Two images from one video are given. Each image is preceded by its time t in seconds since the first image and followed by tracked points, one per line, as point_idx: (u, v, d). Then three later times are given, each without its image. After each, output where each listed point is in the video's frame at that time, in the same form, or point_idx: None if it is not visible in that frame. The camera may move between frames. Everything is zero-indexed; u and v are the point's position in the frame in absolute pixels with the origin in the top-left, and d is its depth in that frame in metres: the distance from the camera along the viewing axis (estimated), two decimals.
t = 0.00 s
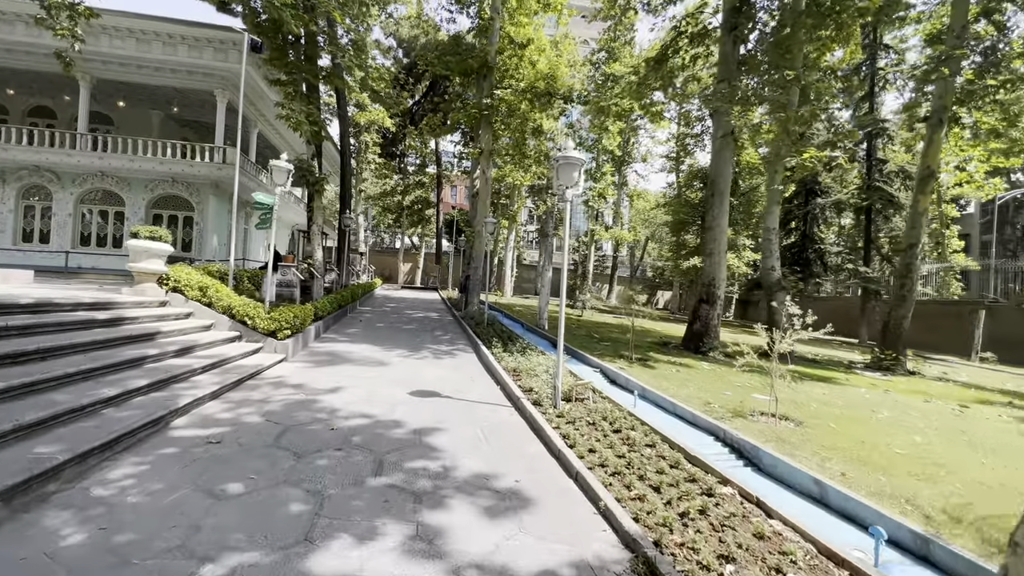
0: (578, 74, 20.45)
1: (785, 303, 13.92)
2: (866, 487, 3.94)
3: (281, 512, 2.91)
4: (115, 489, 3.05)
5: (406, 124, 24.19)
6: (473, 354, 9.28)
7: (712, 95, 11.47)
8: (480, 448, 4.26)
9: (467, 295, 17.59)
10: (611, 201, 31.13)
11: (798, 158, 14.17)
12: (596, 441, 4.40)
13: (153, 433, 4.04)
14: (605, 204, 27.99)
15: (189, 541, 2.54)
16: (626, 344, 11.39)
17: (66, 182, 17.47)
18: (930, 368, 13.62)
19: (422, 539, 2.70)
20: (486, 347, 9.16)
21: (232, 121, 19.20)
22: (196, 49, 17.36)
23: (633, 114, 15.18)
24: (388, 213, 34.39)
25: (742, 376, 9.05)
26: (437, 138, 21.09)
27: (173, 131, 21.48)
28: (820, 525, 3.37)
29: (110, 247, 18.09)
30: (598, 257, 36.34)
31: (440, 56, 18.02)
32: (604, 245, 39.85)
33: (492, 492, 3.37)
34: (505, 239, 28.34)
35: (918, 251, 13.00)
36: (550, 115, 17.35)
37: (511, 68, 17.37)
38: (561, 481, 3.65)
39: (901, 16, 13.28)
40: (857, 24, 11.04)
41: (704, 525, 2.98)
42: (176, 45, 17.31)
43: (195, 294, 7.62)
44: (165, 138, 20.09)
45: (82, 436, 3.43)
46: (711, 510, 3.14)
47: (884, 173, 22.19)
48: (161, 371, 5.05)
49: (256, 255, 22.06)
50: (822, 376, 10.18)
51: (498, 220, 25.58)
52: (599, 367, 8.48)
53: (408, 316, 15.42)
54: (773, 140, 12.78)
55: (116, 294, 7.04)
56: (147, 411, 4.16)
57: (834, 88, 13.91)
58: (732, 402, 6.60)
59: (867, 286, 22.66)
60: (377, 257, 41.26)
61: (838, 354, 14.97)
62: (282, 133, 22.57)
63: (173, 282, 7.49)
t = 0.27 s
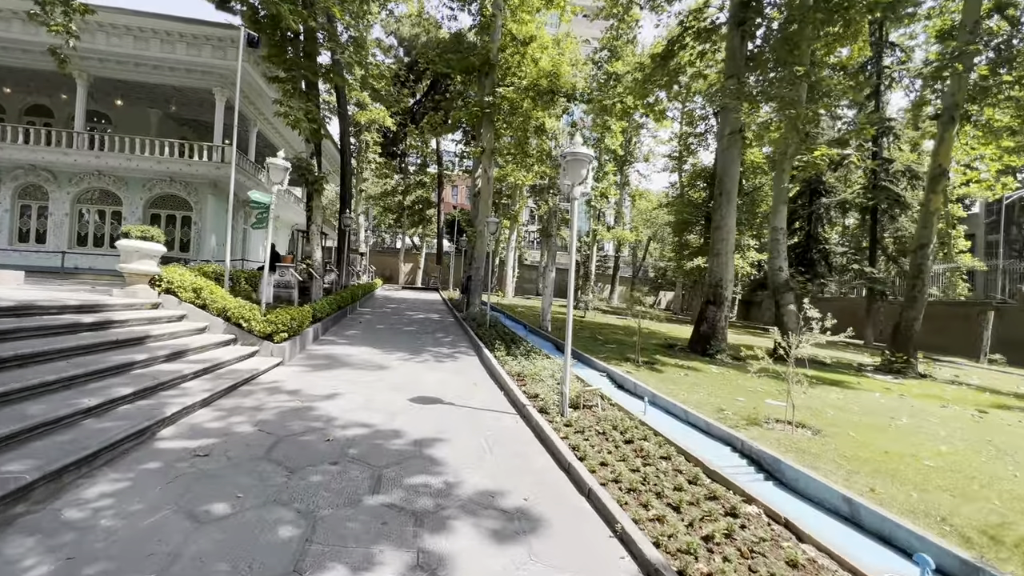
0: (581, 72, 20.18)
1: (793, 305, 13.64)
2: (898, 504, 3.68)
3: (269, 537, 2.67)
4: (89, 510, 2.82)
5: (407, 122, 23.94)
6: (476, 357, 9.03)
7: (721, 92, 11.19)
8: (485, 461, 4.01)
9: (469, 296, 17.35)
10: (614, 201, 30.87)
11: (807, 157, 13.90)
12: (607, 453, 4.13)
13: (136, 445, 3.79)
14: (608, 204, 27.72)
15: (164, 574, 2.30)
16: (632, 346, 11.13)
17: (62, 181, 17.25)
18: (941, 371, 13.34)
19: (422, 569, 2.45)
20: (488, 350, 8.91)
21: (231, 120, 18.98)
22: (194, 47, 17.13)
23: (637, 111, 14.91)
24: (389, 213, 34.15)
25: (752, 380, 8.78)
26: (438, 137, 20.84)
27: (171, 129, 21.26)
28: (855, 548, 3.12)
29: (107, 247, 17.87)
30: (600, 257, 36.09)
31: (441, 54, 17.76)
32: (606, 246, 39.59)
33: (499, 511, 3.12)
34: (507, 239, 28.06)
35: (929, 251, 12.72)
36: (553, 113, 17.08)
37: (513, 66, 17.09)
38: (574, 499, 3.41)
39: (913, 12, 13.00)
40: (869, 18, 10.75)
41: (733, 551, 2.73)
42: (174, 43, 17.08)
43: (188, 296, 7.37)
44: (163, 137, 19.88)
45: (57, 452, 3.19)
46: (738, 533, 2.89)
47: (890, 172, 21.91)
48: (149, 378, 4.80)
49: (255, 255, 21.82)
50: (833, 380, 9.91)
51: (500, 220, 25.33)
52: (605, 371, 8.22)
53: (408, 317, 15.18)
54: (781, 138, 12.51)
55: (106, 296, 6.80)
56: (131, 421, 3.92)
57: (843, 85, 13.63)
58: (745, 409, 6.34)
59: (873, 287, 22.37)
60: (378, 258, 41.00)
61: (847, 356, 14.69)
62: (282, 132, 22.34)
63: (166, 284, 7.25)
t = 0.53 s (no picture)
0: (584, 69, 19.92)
1: (803, 305, 13.34)
2: (937, 522, 3.42)
3: (254, 565, 2.41)
4: (56, 534, 2.56)
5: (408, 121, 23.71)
6: (478, 360, 8.77)
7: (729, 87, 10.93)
8: (491, 475, 3.74)
9: (471, 296, 17.09)
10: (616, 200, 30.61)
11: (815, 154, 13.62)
12: (622, 465, 3.88)
13: (117, 457, 3.54)
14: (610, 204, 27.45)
15: None
16: (638, 348, 10.85)
17: (59, 180, 17.01)
18: (953, 373, 13.04)
19: None
20: (492, 353, 8.65)
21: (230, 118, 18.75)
22: (193, 44, 16.91)
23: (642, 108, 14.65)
24: (389, 213, 33.91)
25: (764, 384, 8.52)
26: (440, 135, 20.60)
27: (170, 128, 21.05)
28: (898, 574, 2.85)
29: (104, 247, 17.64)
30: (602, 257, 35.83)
31: (442, 51, 17.53)
32: (608, 246, 39.32)
33: (509, 533, 2.86)
34: (509, 239, 27.80)
35: (942, 251, 12.43)
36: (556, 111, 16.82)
37: (515, 62, 16.83)
38: (589, 518, 3.14)
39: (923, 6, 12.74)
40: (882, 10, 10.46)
41: None
42: (172, 40, 16.86)
43: (181, 297, 7.12)
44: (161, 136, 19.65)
45: (27, 467, 2.94)
46: (772, 560, 2.63)
47: (897, 172, 21.64)
48: (135, 384, 4.54)
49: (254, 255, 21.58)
50: (846, 383, 9.63)
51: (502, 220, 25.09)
52: (613, 374, 7.97)
53: (409, 318, 14.93)
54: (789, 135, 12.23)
55: (95, 297, 6.55)
56: (112, 432, 3.66)
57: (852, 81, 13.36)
58: (761, 415, 6.07)
59: (880, 287, 22.09)
60: (378, 258, 40.75)
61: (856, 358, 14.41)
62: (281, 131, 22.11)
63: (158, 284, 7.00)
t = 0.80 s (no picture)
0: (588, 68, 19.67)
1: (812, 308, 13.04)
2: (984, 549, 3.14)
3: None
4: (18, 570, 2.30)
5: (409, 121, 23.45)
6: (482, 365, 8.51)
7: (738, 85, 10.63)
8: (498, 496, 3.47)
9: (473, 298, 16.83)
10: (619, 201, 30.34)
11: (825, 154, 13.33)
12: (639, 485, 3.61)
13: (94, 477, 3.28)
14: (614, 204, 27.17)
15: None
16: (645, 353, 10.57)
17: (55, 181, 16.77)
18: (967, 377, 12.74)
19: None
20: (495, 358, 8.38)
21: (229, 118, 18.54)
22: (191, 42, 16.71)
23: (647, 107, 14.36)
24: (390, 213, 33.65)
25: (777, 390, 8.25)
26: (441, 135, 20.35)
27: (169, 128, 20.85)
28: None
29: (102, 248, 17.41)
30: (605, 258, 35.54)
31: (444, 49, 17.29)
32: (610, 246, 39.03)
33: (519, 567, 2.59)
34: (511, 239, 27.53)
35: (955, 252, 12.11)
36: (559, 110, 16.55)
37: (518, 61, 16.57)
38: (607, 548, 2.87)
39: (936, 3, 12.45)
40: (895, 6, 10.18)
41: None
42: (170, 38, 16.64)
43: (174, 300, 6.86)
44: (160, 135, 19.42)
45: None
46: None
47: (904, 172, 21.35)
48: (120, 395, 4.29)
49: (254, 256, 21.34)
50: (860, 389, 9.34)
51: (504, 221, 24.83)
52: (621, 381, 7.69)
53: (411, 321, 14.67)
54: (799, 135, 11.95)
55: (84, 301, 6.30)
56: (90, 450, 3.40)
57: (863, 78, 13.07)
58: (779, 425, 5.79)
59: (887, 288, 21.79)
60: (379, 258, 40.48)
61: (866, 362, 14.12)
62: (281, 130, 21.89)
63: (150, 287, 6.75)
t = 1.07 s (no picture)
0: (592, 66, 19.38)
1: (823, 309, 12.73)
2: None
3: None
4: None
5: (411, 120, 23.23)
6: (487, 368, 8.26)
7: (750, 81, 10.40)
8: (509, 513, 3.24)
9: (476, 299, 16.60)
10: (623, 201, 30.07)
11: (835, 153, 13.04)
12: (661, 501, 3.36)
13: (75, 494, 3.04)
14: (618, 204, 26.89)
15: None
16: (654, 355, 10.30)
17: (54, 180, 16.57)
18: (982, 380, 12.43)
19: None
20: (501, 360, 8.12)
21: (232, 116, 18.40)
22: (191, 41, 16.54)
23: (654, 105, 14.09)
24: (392, 214, 33.43)
25: (793, 395, 7.97)
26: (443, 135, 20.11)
27: (170, 128, 20.67)
28: None
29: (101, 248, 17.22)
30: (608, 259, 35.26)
31: (446, 47, 17.04)
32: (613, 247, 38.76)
33: None
34: (514, 240, 27.29)
35: (971, 252, 11.83)
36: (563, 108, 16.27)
37: (521, 59, 16.30)
38: None
39: None
40: None
41: None
42: (170, 36, 16.44)
43: (169, 302, 6.64)
44: (160, 134, 19.22)
45: None
46: None
47: (912, 171, 21.04)
48: (107, 403, 4.05)
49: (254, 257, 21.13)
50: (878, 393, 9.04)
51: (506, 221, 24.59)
52: (632, 385, 7.42)
53: (413, 322, 14.42)
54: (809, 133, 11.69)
55: (75, 302, 6.07)
56: (70, 464, 3.16)
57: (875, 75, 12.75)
58: (801, 433, 5.53)
59: (896, 289, 21.48)
60: (381, 259, 40.26)
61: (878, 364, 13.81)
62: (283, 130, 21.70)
63: (144, 288, 6.52)
